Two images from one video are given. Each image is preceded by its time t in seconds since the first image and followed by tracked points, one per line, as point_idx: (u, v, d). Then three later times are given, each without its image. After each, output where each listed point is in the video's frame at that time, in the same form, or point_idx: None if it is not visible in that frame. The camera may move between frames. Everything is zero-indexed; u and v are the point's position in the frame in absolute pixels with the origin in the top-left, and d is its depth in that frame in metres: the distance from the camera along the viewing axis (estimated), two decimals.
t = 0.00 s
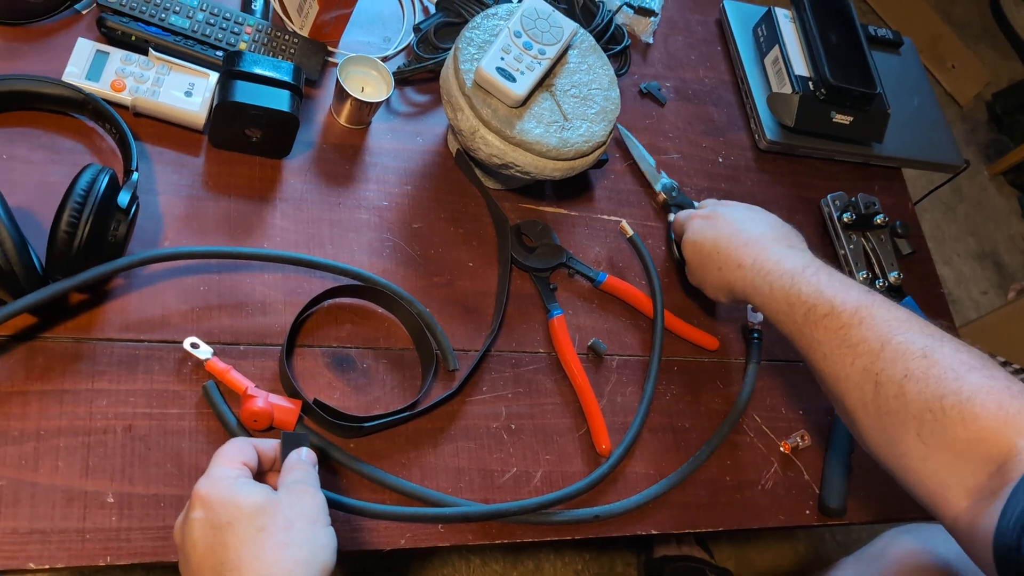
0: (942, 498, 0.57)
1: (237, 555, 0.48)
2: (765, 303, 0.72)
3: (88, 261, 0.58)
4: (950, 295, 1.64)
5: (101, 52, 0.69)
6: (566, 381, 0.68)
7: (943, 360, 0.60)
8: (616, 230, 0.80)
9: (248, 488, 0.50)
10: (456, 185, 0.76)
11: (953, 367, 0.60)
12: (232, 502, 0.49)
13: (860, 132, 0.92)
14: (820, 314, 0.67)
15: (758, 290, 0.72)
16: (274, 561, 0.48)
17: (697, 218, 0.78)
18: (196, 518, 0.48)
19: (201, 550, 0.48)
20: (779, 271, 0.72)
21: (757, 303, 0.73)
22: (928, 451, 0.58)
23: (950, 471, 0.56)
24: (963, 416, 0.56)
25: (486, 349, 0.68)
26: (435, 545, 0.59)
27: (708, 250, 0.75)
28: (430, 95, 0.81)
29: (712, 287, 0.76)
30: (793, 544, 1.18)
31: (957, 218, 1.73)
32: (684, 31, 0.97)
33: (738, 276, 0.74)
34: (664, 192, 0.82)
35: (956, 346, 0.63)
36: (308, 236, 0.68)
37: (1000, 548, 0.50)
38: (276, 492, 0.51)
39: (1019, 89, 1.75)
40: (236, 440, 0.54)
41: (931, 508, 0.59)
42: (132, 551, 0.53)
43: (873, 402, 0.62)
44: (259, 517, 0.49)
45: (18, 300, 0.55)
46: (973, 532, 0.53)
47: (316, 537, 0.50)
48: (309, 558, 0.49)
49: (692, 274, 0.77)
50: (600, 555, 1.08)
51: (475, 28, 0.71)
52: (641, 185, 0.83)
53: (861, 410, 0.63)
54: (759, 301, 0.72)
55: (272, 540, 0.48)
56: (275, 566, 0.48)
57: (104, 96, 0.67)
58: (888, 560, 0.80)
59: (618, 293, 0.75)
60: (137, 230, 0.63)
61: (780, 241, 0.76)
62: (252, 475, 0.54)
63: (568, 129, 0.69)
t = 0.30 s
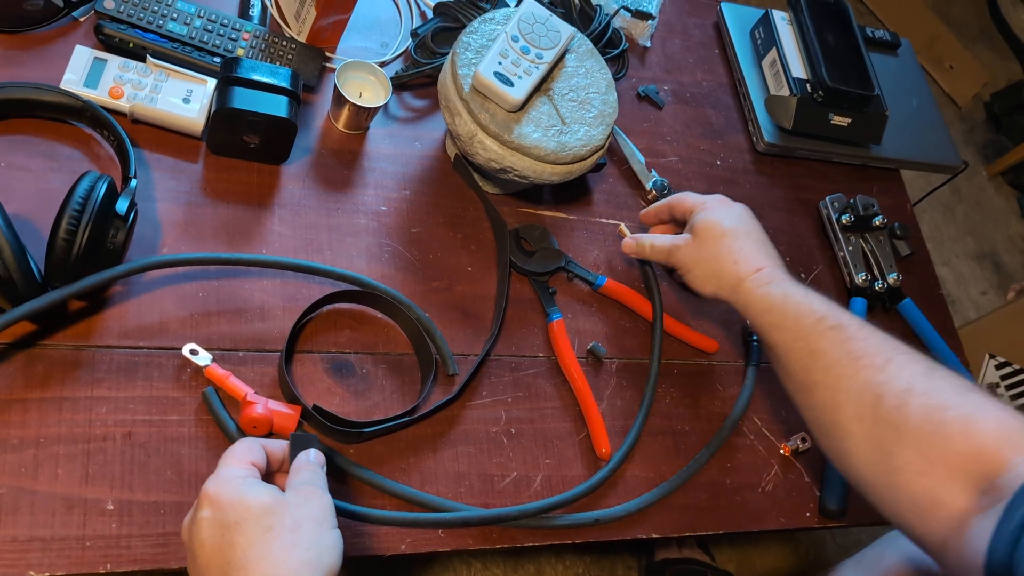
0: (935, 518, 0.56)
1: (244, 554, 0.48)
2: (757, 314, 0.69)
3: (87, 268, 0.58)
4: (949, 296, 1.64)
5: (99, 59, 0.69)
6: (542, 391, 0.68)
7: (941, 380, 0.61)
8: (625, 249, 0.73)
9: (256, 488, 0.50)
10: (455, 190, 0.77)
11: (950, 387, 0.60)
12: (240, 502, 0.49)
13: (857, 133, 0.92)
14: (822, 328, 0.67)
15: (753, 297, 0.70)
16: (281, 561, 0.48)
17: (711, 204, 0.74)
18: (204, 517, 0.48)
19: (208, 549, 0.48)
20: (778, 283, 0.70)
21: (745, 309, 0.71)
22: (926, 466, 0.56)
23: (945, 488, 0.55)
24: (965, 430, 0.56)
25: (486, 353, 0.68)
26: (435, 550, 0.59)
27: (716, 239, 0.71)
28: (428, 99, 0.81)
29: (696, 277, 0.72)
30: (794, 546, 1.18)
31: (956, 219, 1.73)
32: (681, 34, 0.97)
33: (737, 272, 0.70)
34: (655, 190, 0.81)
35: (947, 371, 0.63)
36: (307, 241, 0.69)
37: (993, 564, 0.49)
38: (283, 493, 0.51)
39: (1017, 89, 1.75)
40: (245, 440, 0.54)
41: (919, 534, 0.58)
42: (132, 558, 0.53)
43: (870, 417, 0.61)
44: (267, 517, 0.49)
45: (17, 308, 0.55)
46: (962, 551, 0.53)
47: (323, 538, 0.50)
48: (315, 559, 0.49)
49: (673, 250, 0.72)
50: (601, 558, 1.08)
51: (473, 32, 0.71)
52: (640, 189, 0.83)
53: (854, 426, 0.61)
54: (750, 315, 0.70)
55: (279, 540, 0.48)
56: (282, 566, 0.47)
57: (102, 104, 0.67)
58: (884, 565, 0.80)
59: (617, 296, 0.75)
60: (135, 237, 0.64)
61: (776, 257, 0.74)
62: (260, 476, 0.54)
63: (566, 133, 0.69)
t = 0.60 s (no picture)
0: (909, 519, 0.58)
1: (245, 553, 0.48)
2: (738, 317, 0.69)
3: (87, 272, 0.59)
4: (948, 295, 1.64)
5: (99, 64, 0.69)
6: (520, 398, 0.67)
7: (914, 385, 0.63)
8: (619, 242, 0.74)
9: (256, 487, 0.50)
10: (453, 192, 0.77)
11: (923, 391, 0.62)
12: (241, 501, 0.49)
13: (855, 134, 0.92)
14: (802, 332, 0.68)
15: (734, 300, 0.70)
16: (281, 561, 0.48)
17: (708, 208, 0.74)
18: (206, 516, 0.49)
19: (209, 548, 0.48)
20: (759, 288, 0.71)
21: (724, 314, 0.71)
22: (903, 468, 0.58)
23: (921, 489, 0.57)
24: (942, 433, 0.58)
25: (485, 355, 0.68)
26: (435, 551, 0.59)
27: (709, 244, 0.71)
28: (427, 102, 0.81)
29: (684, 278, 0.72)
30: (794, 546, 1.18)
31: (955, 218, 1.73)
32: (678, 35, 0.97)
33: (725, 278, 0.70)
34: (653, 192, 0.82)
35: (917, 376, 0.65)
36: (307, 244, 0.69)
37: (969, 564, 0.52)
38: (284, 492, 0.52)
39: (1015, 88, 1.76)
40: (248, 438, 0.54)
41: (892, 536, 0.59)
42: (134, 561, 0.53)
43: (849, 419, 0.62)
44: (268, 516, 0.49)
45: (18, 313, 0.55)
46: (940, 550, 0.55)
47: (324, 537, 0.50)
48: (316, 558, 0.49)
49: (664, 249, 0.72)
50: (601, 559, 1.08)
51: (471, 36, 0.71)
52: (638, 190, 0.84)
53: (832, 428, 0.62)
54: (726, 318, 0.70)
55: (280, 539, 0.48)
56: (282, 565, 0.48)
57: (102, 109, 0.67)
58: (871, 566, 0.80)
59: (616, 297, 0.75)
60: (135, 241, 0.64)
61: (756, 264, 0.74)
62: (263, 474, 0.54)
63: (564, 135, 0.70)
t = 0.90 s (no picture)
0: (951, 551, 0.61)
1: (273, 542, 0.48)
2: (788, 335, 0.71)
3: (90, 271, 0.59)
4: (949, 292, 1.64)
5: (100, 63, 0.69)
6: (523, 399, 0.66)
7: (958, 420, 0.67)
8: (659, 225, 0.72)
9: (289, 476, 0.50)
10: (455, 190, 0.77)
11: (967, 427, 0.66)
12: (272, 490, 0.49)
13: (856, 131, 0.92)
14: (847, 359, 0.70)
15: (785, 318, 0.71)
16: (308, 553, 0.48)
17: (759, 217, 0.75)
18: (237, 501, 0.49)
19: (239, 533, 0.48)
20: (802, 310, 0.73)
21: (768, 330, 0.71)
22: (951, 500, 0.62)
23: (965, 524, 0.61)
24: (993, 468, 0.62)
25: (488, 354, 0.68)
26: (441, 550, 0.59)
27: (767, 255, 0.73)
28: (428, 101, 0.81)
29: (740, 279, 0.72)
30: (797, 543, 1.18)
31: (956, 215, 1.73)
32: (679, 33, 0.97)
33: (780, 294, 0.72)
34: (656, 189, 0.81)
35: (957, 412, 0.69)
36: (309, 243, 0.69)
37: None
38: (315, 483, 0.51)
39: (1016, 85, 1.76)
40: (285, 425, 0.54)
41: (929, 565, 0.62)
42: (138, 560, 0.53)
43: (897, 449, 0.65)
44: (298, 507, 0.49)
45: (21, 312, 0.55)
46: None
47: (352, 532, 0.50)
48: (341, 552, 0.49)
49: (718, 245, 0.71)
50: (605, 557, 1.08)
51: (472, 34, 0.71)
52: (640, 188, 0.84)
53: (879, 457, 0.65)
54: (769, 337, 0.71)
55: (308, 531, 0.48)
56: (308, 558, 0.47)
57: (104, 108, 0.67)
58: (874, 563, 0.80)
59: (618, 295, 0.75)
60: (138, 240, 0.64)
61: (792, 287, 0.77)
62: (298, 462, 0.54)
63: (566, 133, 0.70)
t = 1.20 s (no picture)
0: (961, 552, 0.62)
1: (279, 542, 0.48)
2: (797, 339, 0.70)
3: (90, 272, 0.58)
4: (950, 291, 1.64)
5: (100, 64, 0.69)
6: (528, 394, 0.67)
7: (969, 422, 0.67)
8: (669, 221, 0.72)
9: (295, 476, 0.50)
10: (455, 190, 0.77)
11: (978, 429, 0.66)
12: (279, 489, 0.49)
13: (857, 129, 0.92)
14: (857, 360, 0.70)
15: (794, 320, 0.71)
16: (314, 554, 0.48)
17: (766, 216, 0.73)
18: (243, 501, 0.49)
19: (245, 533, 0.48)
20: (814, 310, 0.72)
21: (779, 332, 0.71)
22: (959, 502, 0.62)
23: (974, 526, 0.61)
24: (1003, 472, 0.62)
25: (489, 353, 0.68)
26: (442, 550, 0.59)
27: (775, 258, 0.71)
28: (427, 100, 0.81)
29: (747, 285, 0.71)
30: (798, 542, 1.18)
31: (957, 213, 1.73)
32: (679, 32, 0.97)
33: (789, 297, 0.71)
34: (655, 189, 0.81)
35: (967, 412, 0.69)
36: (308, 243, 0.69)
37: None
38: (321, 483, 0.51)
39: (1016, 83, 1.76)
40: (291, 424, 0.54)
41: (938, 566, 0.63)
42: (138, 561, 0.53)
43: (906, 451, 0.65)
44: (304, 506, 0.49)
45: (20, 313, 0.55)
46: None
47: (358, 532, 0.50)
48: (348, 553, 0.49)
49: (721, 252, 0.71)
50: (606, 557, 1.08)
51: (472, 33, 0.71)
52: (640, 187, 0.83)
53: (888, 459, 0.65)
54: (778, 339, 0.71)
55: (314, 531, 0.48)
56: (314, 559, 0.47)
57: (103, 109, 0.67)
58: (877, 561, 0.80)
59: (619, 295, 0.75)
60: (137, 241, 0.64)
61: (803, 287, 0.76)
62: (303, 461, 0.54)
63: (566, 132, 0.70)
